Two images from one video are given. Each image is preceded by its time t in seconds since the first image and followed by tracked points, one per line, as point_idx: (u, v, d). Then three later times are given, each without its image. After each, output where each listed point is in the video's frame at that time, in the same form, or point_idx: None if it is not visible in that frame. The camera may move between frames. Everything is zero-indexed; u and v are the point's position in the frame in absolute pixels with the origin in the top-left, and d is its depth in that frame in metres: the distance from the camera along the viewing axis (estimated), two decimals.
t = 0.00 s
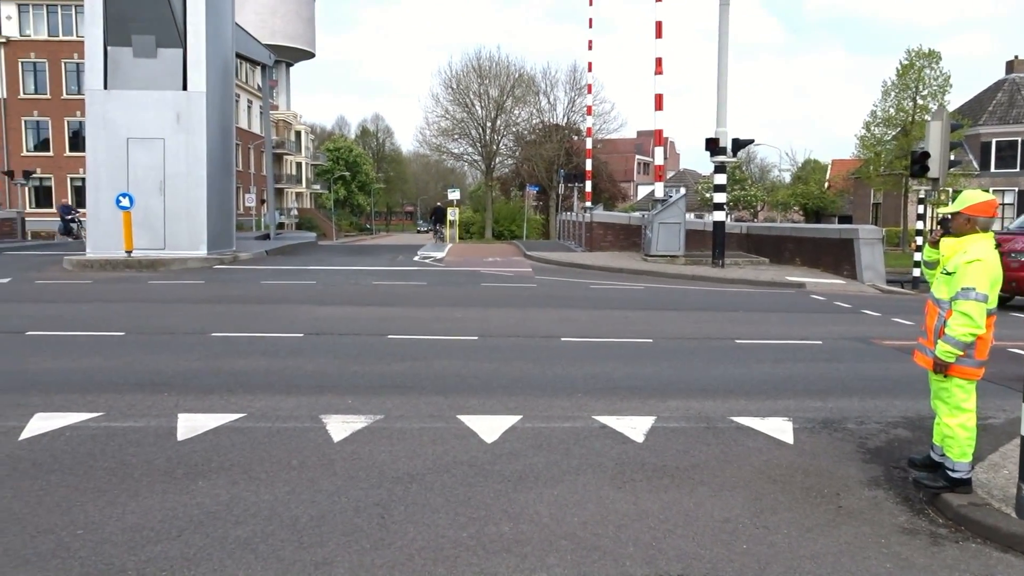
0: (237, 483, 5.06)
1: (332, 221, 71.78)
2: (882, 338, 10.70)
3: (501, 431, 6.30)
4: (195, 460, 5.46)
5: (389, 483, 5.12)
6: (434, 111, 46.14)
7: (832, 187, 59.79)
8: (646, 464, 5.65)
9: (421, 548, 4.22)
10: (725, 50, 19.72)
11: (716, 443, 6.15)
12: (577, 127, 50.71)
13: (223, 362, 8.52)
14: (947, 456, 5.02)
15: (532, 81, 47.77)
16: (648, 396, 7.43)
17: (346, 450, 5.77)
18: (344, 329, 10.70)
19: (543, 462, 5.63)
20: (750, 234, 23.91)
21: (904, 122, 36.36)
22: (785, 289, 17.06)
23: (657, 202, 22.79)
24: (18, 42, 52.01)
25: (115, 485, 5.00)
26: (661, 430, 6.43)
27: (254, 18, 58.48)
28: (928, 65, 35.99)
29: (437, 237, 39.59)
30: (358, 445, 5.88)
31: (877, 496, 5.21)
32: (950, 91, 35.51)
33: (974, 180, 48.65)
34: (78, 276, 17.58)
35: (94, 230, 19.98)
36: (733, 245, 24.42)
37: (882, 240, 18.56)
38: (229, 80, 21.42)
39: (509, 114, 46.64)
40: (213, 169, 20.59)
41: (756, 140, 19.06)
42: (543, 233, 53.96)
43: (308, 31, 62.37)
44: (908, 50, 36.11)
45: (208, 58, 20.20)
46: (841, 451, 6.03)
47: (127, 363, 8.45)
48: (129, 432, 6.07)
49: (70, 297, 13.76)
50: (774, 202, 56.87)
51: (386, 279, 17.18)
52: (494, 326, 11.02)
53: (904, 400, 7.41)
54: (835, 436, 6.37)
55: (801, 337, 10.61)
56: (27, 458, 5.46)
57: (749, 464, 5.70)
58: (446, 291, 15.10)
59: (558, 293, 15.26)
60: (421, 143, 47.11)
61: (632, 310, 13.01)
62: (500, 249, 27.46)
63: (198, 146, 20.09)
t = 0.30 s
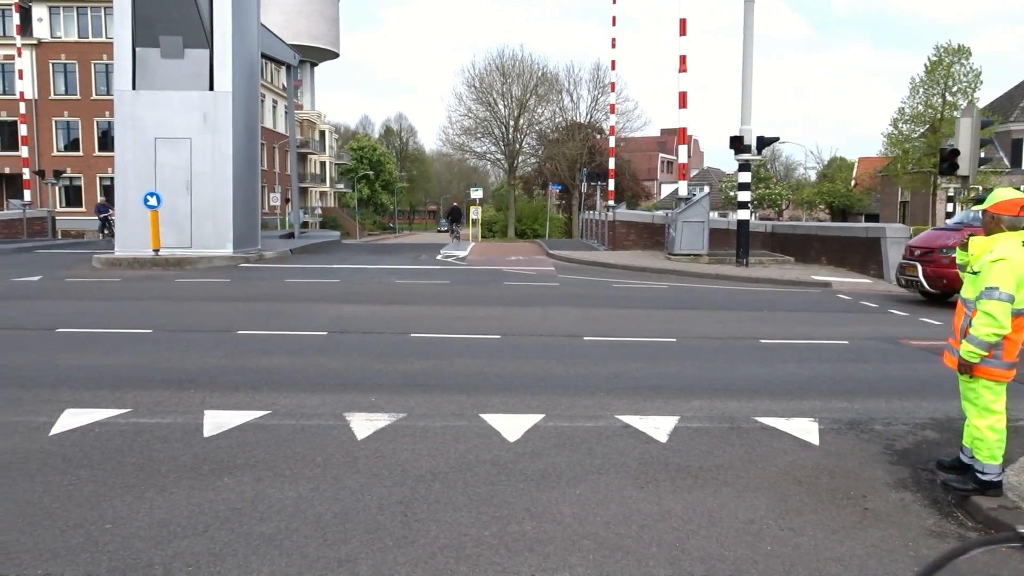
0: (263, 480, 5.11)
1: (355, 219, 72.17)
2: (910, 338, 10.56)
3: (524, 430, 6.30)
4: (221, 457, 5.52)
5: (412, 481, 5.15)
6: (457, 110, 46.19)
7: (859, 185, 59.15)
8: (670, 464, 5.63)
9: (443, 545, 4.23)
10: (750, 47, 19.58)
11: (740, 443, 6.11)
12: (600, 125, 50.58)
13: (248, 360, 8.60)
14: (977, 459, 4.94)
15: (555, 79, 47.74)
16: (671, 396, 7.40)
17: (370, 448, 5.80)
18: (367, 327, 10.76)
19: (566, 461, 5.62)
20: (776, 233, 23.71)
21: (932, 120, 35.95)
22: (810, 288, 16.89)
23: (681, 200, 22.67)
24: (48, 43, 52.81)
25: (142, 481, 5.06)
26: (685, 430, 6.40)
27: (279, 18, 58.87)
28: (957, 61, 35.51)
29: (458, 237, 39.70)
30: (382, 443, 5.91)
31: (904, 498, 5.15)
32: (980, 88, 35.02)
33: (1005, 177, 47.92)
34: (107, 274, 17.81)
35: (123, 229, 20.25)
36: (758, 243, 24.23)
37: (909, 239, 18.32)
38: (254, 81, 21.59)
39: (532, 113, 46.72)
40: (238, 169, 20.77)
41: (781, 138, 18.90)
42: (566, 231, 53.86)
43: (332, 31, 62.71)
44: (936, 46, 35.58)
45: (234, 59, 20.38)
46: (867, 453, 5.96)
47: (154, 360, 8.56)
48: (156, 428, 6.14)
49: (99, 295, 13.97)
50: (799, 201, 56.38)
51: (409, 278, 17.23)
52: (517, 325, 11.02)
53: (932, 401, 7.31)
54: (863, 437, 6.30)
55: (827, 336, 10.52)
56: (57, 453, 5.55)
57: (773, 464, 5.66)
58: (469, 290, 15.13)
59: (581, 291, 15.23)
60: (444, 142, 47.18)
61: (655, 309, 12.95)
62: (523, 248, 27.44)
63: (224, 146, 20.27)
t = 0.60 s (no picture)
0: (291, 480, 5.14)
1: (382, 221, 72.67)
2: (942, 340, 10.42)
3: (550, 432, 6.30)
4: (250, 457, 5.57)
5: (439, 482, 5.16)
6: (483, 112, 46.41)
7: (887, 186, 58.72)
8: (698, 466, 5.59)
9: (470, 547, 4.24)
10: (777, 46, 19.43)
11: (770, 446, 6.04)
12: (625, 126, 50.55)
13: (276, 360, 8.67)
14: (1012, 462, 4.83)
15: (580, 80, 47.78)
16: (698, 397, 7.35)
17: (396, 448, 5.82)
18: (394, 328, 10.81)
19: (592, 463, 5.60)
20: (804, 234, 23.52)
21: (964, 118, 35.93)
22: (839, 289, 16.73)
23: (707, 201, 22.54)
24: (81, 49, 53.67)
25: (172, 481, 5.12)
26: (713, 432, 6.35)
27: (307, 22, 59.43)
28: (989, 58, 35.57)
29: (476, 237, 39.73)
30: (408, 443, 5.93)
31: (937, 502, 5.06)
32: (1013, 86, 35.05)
33: None
34: (138, 276, 18.06)
35: (153, 231, 20.52)
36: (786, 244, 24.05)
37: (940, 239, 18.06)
38: (281, 84, 21.79)
39: (557, 114, 46.72)
40: (266, 171, 20.97)
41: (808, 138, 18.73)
42: (591, 232, 53.87)
43: (359, 34, 63.20)
44: (969, 44, 35.87)
45: (262, 62, 20.57)
46: (899, 456, 5.88)
47: (183, 361, 8.65)
48: (186, 428, 6.21)
49: (129, 296, 14.17)
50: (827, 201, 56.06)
51: (436, 279, 17.31)
52: (542, 326, 11.02)
53: (965, 404, 7.20)
54: (892, 441, 6.22)
55: (856, 338, 10.40)
56: (88, 453, 5.62)
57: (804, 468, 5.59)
58: (494, 291, 15.15)
59: (607, 293, 15.20)
60: (470, 143, 47.43)
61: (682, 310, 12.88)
62: (548, 249, 27.45)
63: (252, 148, 20.46)
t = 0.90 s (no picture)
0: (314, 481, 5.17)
1: (404, 224, 72.94)
2: (971, 343, 10.28)
3: (574, 434, 6.28)
4: (274, 458, 5.61)
5: (461, 484, 5.17)
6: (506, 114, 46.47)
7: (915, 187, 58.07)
8: (723, 470, 5.55)
9: (490, 550, 4.24)
10: (802, 46, 19.27)
11: (795, 451, 5.98)
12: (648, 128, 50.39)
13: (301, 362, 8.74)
14: None
15: (603, 82, 47.67)
16: (723, 401, 7.31)
17: (418, 451, 5.83)
18: (415, 330, 10.84)
19: (615, 466, 5.58)
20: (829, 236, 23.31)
21: (994, 119, 35.50)
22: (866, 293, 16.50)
23: (731, 203, 22.39)
24: (110, 54, 54.42)
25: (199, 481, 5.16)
26: (738, 436, 6.31)
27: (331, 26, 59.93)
28: (1020, 58, 35.21)
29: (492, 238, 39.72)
30: (431, 446, 5.94)
31: (966, 509, 4.98)
32: None
33: None
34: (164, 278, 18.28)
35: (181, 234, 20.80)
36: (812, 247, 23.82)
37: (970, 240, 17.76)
38: (306, 88, 21.94)
39: (580, 117, 46.63)
40: (291, 174, 21.13)
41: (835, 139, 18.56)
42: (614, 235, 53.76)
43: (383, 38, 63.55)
44: (998, 44, 35.49)
45: (287, 66, 20.72)
46: (927, 462, 5.80)
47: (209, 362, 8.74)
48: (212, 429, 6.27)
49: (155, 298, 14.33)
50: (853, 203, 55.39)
51: (459, 281, 17.35)
52: (565, 328, 11.01)
53: (996, 409, 7.09)
54: (921, 446, 6.15)
55: (883, 342, 10.29)
56: (116, 452, 5.70)
57: (829, 472, 5.54)
58: (517, 294, 15.16)
59: (629, 296, 15.15)
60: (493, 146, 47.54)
61: (705, 313, 12.79)
62: (571, 251, 27.42)
63: (277, 151, 20.63)
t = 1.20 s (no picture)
0: (341, 484, 5.19)
1: (429, 228, 73.22)
2: (1003, 349, 10.12)
3: (601, 440, 6.25)
4: (301, 461, 5.64)
5: (487, 489, 5.16)
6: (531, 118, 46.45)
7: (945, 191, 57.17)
8: (751, 477, 5.50)
9: (516, 554, 4.23)
10: (830, 49, 19.08)
11: (824, 458, 5.91)
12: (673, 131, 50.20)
13: (327, 365, 8.80)
14: None
15: (628, 86, 47.51)
16: (751, 407, 7.24)
17: (444, 455, 5.84)
18: (440, 334, 10.87)
19: (642, 472, 5.55)
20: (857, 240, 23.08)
21: None
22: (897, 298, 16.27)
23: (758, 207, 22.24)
24: (140, 61, 55.25)
25: (227, 483, 5.20)
26: (766, 442, 6.24)
27: (357, 32, 60.45)
28: None
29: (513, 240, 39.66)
30: (457, 450, 5.95)
31: (1001, 518, 4.89)
32: None
33: None
34: (193, 282, 18.49)
35: (208, 238, 21.01)
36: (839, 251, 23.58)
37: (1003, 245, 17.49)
38: (332, 93, 22.10)
39: (605, 121, 46.49)
40: (317, 178, 21.27)
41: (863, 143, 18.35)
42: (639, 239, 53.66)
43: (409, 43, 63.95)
44: None
45: (314, 72, 20.88)
46: (960, 470, 5.70)
47: (236, 365, 8.82)
48: (240, 431, 6.32)
49: (184, 301, 14.51)
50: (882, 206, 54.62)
51: (483, 286, 17.39)
52: (590, 333, 10.98)
53: None
54: (954, 454, 6.04)
55: (912, 347, 10.15)
56: (146, 454, 5.76)
57: (859, 480, 5.46)
58: (541, 299, 15.16)
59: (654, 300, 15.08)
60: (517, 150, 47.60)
61: (730, 318, 12.70)
62: (596, 256, 27.39)
63: (304, 156, 20.79)
